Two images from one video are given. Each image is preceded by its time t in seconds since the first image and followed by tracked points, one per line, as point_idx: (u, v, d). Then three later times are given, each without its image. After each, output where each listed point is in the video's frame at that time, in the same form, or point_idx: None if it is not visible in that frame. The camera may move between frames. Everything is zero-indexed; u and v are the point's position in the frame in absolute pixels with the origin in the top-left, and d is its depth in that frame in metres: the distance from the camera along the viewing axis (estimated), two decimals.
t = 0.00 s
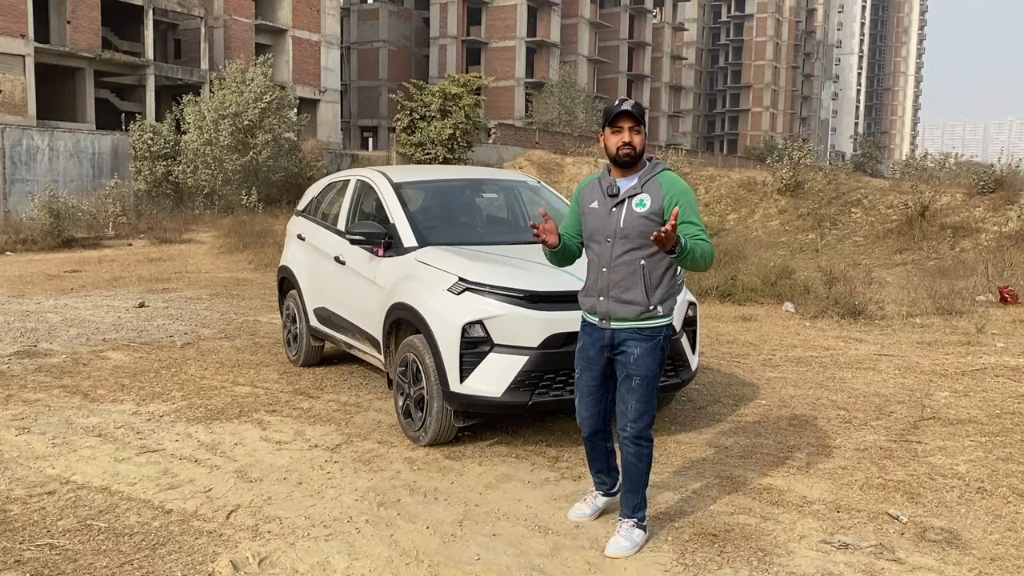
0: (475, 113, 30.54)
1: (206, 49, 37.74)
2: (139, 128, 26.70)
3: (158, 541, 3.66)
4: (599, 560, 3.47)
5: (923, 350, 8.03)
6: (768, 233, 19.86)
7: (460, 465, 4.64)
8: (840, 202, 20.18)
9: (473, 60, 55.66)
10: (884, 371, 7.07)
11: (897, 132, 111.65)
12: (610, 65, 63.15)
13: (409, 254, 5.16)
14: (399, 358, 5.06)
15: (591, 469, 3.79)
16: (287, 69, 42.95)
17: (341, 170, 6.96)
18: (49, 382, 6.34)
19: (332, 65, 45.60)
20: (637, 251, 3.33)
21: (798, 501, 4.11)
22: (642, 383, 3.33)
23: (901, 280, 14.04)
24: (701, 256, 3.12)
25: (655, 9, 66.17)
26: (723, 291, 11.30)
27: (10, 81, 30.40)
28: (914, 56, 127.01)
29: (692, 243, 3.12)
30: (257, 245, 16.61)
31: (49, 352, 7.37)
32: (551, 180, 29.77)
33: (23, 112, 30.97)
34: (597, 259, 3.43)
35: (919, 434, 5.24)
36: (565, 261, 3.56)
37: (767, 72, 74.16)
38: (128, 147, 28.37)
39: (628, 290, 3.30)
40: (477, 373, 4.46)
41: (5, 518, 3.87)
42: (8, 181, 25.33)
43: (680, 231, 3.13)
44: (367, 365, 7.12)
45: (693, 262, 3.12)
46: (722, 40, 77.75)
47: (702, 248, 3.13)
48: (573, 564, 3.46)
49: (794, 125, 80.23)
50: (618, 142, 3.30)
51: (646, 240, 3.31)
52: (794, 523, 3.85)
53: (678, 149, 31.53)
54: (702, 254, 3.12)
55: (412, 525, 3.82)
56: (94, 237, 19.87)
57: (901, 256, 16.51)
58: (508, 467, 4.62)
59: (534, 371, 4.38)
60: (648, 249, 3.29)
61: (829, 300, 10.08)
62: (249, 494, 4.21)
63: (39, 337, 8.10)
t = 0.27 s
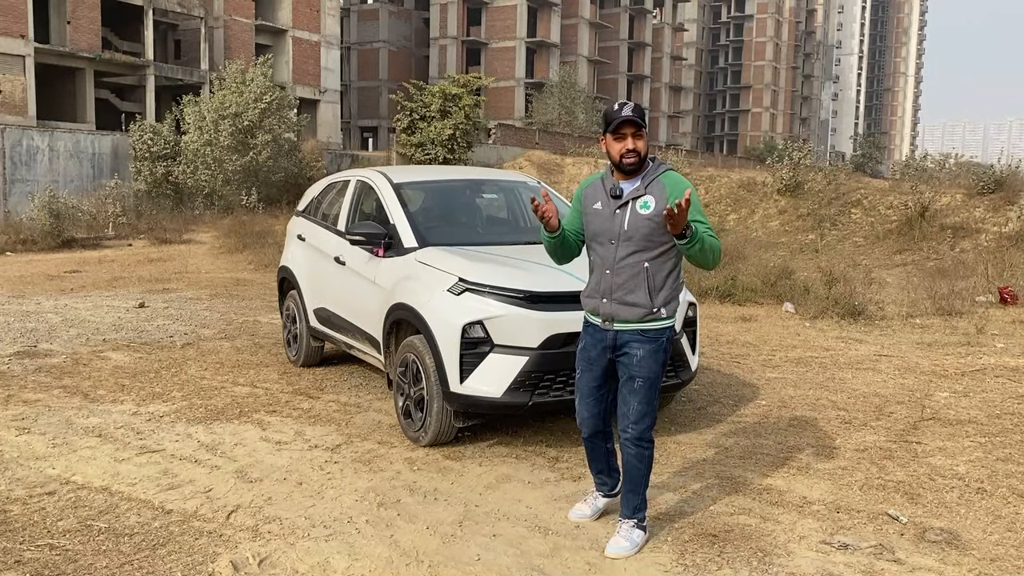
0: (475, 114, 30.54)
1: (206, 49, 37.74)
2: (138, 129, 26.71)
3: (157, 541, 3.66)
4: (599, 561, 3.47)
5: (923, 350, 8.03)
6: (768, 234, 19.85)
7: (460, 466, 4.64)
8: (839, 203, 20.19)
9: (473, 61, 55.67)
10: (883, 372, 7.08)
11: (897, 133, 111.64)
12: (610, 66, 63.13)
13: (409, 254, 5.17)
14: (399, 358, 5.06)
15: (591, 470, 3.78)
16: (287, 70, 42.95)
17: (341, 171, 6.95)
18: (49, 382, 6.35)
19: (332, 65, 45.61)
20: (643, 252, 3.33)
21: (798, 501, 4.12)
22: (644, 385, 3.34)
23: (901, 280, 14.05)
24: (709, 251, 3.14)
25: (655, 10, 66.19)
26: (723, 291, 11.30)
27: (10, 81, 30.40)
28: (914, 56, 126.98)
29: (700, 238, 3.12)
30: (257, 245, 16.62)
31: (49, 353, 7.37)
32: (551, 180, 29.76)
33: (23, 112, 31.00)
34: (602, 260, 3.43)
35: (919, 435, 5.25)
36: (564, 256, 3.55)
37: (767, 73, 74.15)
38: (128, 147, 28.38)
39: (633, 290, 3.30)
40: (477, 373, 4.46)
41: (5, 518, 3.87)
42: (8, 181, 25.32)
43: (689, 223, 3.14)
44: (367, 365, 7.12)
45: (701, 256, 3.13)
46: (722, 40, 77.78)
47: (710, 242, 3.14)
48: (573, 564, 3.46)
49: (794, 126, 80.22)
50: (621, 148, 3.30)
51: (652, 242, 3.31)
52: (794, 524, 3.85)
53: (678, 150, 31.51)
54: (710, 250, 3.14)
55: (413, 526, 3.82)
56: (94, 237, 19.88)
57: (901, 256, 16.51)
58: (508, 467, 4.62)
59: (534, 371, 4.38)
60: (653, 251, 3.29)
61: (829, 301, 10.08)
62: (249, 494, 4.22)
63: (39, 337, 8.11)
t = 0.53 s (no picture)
0: (475, 114, 30.53)
1: (206, 50, 37.73)
2: (139, 129, 26.72)
3: (157, 541, 3.66)
4: (600, 562, 3.47)
5: (923, 351, 8.03)
6: (768, 234, 19.84)
7: (460, 466, 4.64)
8: (839, 203, 20.18)
9: (473, 61, 55.67)
10: (883, 372, 7.08)
11: (897, 133, 111.62)
12: (610, 66, 63.11)
13: (409, 254, 5.17)
14: (399, 358, 5.06)
15: (591, 469, 3.78)
16: (287, 70, 42.95)
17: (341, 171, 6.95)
18: (49, 383, 6.35)
19: (332, 65, 45.61)
20: (646, 256, 3.32)
21: (798, 502, 4.12)
22: (646, 385, 3.34)
23: (901, 281, 14.04)
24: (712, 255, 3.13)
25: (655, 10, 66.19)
26: (723, 291, 11.30)
27: (10, 81, 30.42)
28: (914, 57, 126.95)
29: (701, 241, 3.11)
30: (257, 245, 16.62)
31: (49, 353, 7.38)
32: (551, 181, 29.75)
33: (23, 112, 31.01)
34: (605, 262, 3.42)
35: (919, 436, 5.24)
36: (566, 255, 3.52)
37: (767, 73, 74.13)
38: (128, 147, 28.39)
39: (638, 292, 3.30)
40: (477, 373, 4.46)
41: (5, 519, 3.87)
42: (8, 182, 25.31)
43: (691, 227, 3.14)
44: (367, 366, 7.12)
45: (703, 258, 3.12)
46: (722, 41, 77.78)
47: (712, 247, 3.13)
48: (573, 564, 3.46)
49: (794, 126, 80.20)
50: (626, 152, 3.29)
51: (655, 245, 3.31)
52: (794, 524, 3.85)
53: (678, 150, 31.50)
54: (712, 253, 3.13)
55: (413, 526, 3.83)
56: (94, 237, 19.88)
57: (901, 257, 16.51)
58: (508, 467, 4.62)
59: (534, 371, 4.38)
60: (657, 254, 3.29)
61: (829, 301, 10.08)
62: (249, 495, 4.22)
63: (40, 337, 8.11)
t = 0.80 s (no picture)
0: (474, 115, 30.54)
1: (206, 50, 37.73)
2: (138, 129, 26.71)
3: (157, 542, 3.66)
4: (599, 562, 3.47)
5: (923, 352, 8.03)
6: (768, 235, 19.84)
7: (460, 467, 4.64)
8: (839, 204, 20.18)
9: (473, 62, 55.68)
10: (883, 373, 7.08)
11: (897, 134, 111.63)
12: (609, 67, 63.09)
13: (410, 254, 5.17)
14: (399, 359, 5.05)
15: (592, 467, 3.78)
16: (287, 70, 42.95)
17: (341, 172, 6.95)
18: (49, 383, 6.35)
19: (332, 66, 45.62)
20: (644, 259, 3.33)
21: (797, 503, 4.12)
22: (649, 384, 3.34)
23: (901, 282, 14.04)
24: (677, 275, 3.16)
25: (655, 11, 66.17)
26: (723, 292, 11.31)
27: (10, 82, 30.42)
28: (914, 58, 126.94)
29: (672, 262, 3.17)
30: (257, 246, 16.62)
31: (49, 354, 7.38)
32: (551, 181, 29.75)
33: (23, 112, 31.02)
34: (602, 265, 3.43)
35: (919, 437, 5.24)
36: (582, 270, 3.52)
37: (767, 74, 74.11)
38: (127, 147, 28.44)
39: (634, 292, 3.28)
40: (477, 373, 4.45)
41: (4, 519, 3.87)
42: (9, 182, 25.30)
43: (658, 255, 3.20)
44: (367, 366, 7.12)
45: (660, 283, 3.18)
46: (722, 41, 77.77)
47: (684, 268, 3.17)
48: (573, 564, 3.46)
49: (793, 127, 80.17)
50: (633, 154, 3.29)
51: (656, 248, 3.31)
52: (794, 525, 3.85)
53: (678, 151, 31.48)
54: (684, 274, 3.17)
55: (413, 527, 3.82)
56: (94, 238, 19.87)
57: (901, 258, 16.51)
58: (508, 468, 4.63)
59: (535, 372, 4.38)
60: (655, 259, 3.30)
61: (829, 302, 10.08)
62: (249, 495, 4.22)
63: (40, 338, 8.11)
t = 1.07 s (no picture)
0: (474, 115, 30.55)
1: (206, 51, 37.74)
2: (138, 130, 26.71)
3: (156, 543, 3.65)
4: (599, 564, 3.47)
5: (922, 353, 8.04)
6: (767, 236, 19.84)
7: (459, 468, 4.64)
8: (839, 205, 20.18)
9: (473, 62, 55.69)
10: (882, 374, 7.08)
11: (897, 135, 111.64)
12: (609, 68, 63.08)
13: (409, 255, 5.17)
14: (399, 360, 5.05)
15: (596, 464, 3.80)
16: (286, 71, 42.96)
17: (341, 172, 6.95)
18: (48, 384, 6.34)
19: (331, 67, 45.62)
20: (642, 260, 3.34)
21: (796, 504, 4.12)
22: (646, 383, 3.34)
23: (902, 283, 14.03)
24: (676, 289, 3.18)
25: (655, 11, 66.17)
26: (722, 293, 11.31)
27: (10, 82, 30.42)
28: (913, 59, 126.99)
29: (670, 273, 3.18)
30: (257, 246, 16.61)
31: (49, 354, 7.38)
32: (550, 182, 29.74)
33: (23, 113, 31.03)
34: (603, 267, 3.45)
35: (918, 438, 5.24)
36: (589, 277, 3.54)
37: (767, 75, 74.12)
38: (127, 148, 28.52)
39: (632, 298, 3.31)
40: (477, 374, 4.46)
41: (3, 520, 3.86)
42: (9, 182, 25.25)
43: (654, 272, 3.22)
44: (366, 367, 7.12)
45: (659, 300, 3.21)
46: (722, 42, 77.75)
47: (683, 277, 3.17)
48: (572, 565, 3.47)
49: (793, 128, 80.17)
50: (627, 155, 3.28)
51: (651, 250, 3.32)
52: (793, 526, 3.85)
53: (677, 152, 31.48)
54: (682, 283, 3.18)
55: (412, 528, 3.82)
56: (94, 238, 19.87)
57: (901, 259, 16.53)
58: (507, 469, 4.63)
59: (534, 373, 4.38)
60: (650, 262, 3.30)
61: (829, 303, 10.08)
62: (248, 496, 4.21)
63: (39, 338, 8.11)
